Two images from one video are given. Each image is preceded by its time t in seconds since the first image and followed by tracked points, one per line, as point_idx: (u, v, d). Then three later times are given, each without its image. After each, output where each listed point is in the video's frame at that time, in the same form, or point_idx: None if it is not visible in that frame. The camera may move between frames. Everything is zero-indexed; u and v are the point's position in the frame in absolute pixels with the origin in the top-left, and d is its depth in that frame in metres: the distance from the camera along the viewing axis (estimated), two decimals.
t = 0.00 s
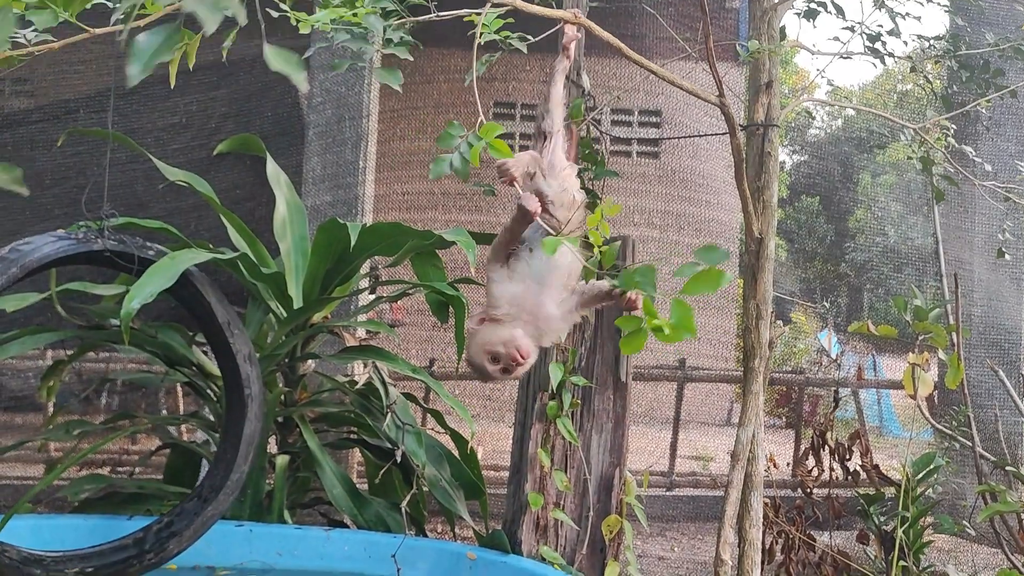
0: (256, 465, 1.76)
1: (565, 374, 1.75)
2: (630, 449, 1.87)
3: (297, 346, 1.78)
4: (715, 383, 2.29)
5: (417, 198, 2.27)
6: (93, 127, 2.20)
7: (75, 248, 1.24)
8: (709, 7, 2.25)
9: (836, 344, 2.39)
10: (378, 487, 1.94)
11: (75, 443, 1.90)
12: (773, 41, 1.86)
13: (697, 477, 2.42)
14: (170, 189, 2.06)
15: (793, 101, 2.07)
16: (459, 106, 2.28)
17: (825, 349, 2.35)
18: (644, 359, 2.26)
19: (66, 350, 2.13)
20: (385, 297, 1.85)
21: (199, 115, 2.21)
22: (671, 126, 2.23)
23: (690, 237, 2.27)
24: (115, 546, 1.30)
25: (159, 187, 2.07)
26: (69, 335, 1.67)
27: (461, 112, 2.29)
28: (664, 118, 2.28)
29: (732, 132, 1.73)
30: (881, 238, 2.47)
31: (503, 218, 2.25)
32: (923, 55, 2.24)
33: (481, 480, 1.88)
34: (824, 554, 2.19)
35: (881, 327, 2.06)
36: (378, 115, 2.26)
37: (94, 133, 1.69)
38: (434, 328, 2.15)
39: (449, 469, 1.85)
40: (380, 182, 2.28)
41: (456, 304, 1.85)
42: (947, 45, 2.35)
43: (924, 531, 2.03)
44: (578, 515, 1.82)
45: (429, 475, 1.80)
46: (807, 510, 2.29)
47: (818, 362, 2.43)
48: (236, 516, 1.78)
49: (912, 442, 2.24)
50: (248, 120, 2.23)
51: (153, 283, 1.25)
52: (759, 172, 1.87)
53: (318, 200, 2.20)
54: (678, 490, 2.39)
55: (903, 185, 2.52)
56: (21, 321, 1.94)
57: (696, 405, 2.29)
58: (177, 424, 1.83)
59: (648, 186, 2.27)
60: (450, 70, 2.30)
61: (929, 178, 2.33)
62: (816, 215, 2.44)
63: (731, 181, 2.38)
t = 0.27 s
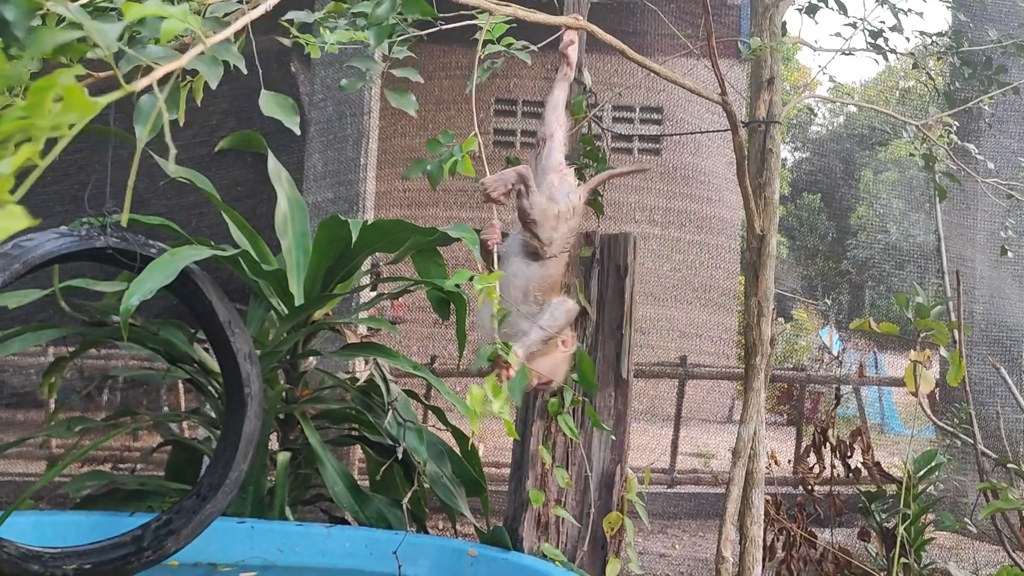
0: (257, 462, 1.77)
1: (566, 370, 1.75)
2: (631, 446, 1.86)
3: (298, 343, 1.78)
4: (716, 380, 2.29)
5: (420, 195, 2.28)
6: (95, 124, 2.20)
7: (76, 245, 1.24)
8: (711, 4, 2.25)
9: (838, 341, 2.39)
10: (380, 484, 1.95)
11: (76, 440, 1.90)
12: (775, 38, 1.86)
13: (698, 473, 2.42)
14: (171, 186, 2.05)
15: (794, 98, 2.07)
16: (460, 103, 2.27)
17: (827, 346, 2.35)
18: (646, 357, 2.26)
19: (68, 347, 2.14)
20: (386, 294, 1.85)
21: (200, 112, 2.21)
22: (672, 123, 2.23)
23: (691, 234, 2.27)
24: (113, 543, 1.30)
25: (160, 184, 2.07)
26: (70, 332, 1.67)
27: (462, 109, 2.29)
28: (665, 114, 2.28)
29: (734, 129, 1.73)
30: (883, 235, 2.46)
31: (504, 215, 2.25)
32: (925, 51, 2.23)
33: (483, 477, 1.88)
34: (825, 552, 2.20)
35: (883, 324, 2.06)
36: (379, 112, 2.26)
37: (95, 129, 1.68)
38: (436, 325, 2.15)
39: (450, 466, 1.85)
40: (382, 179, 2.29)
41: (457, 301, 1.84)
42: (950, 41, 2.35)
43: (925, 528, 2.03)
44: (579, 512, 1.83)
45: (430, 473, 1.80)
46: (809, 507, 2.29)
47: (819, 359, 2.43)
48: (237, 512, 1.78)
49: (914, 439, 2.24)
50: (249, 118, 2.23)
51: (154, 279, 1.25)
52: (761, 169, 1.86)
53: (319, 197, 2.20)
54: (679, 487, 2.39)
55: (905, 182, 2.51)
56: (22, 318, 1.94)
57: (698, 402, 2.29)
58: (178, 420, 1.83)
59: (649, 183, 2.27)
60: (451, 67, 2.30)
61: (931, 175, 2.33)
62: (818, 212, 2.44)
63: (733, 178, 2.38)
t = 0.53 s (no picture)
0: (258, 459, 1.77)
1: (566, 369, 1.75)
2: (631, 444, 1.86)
3: (299, 340, 1.78)
4: (716, 378, 2.30)
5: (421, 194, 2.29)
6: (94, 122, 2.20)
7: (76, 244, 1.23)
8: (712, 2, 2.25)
9: (838, 339, 2.39)
10: (380, 481, 1.95)
11: (77, 438, 1.90)
12: (776, 36, 1.86)
13: (698, 472, 2.43)
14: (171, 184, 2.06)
15: (795, 95, 2.07)
16: (461, 101, 2.27)
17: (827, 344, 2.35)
18: (646, 355, 2.26)
19: (69, 345, 2.14)
20: (387, 292, 1.85)
21: (201, 110, 2.21)
22: (673, 120, 2.23)
23: (691, 233, 2.27)
24: (116, 540, 1.28)
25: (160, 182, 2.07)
26: (71, 330, 1.67)
27: (463, 107, 2.29)
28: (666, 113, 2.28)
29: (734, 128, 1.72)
30: (883, 233, 2.47)
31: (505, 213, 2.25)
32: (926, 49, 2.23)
33: (483, 475, 1.88)
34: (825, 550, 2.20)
35: (883, 323, 2.05)
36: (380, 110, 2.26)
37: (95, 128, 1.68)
38: (436, 323, 2.15)
39: (451, 463, 1.86)
40: (382, 177, 2.29)
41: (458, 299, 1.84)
42: (951, 39, 2.35)
43: (926, 526, 2.04)
44: (579, 510, 1.83)
45: (431, 470, 1.80)
46: (809, 505, 2.29)
47: (820, 357, 2.43)
48: (238, 510, 1.78)
49: (914, 437, 2.24)
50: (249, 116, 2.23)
51: (155, 278, 1.25)
52: (762, 167, 1.86)
53: (320, 196, 2.20)
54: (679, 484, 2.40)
55: (906, 180, 2.51)
56: (23, 315, 1.95)
57: (698, 399, 2.30)
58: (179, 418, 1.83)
59: (650, 181, 2.27)
60: (451, 65, 2.30)
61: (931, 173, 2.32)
62: (819, 210, 2.44)
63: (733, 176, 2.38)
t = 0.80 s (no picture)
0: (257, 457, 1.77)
1: (566, 366, 1.75)
2: (631, 441, 1.86)
3: (299, 339, 1.78)
4: (715, 376, 2.30)
5: (421, 191, 2.29)
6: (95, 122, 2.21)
7: (75, 242, 1.23)
8: None
9: (838, 337, 2.39)
10: (379, 479, 1.95)
11: (77, 436, 1.90)
12: (775, 34, 1.86)
13: (698, 469, 2.43)
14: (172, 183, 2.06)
15: (794, 93, 2.07)
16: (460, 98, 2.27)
17: (826, 343, 2.36)
18: (646, 352, 2.26)
19: (68, 343, 2.14)
20: (386, 290, 1.85)
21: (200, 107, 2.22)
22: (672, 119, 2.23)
23: (691, 231, 2.28)
24: (119, 539, 1.28)
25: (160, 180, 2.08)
26: (71, 328, 1.67)
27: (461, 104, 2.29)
28: (665, 110, 2.29)
29: (733, 125, 1.73)
30: (883, 231, 2.47)
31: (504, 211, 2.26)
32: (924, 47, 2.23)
33: (482, 472, 1.89)
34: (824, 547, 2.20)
35: (883, 321, 2.05)
36: (380, 108, 2.26)
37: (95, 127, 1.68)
38: (435, 321, 2.16)
39: (450, 462, 1.85)
40: (382, 174, 2.29)
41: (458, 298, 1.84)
42: (950, 37, 2.35)
43: (926, 523, 2.04)
44: (578, 507, 1.83)
45: (430, 468, 1.80)
46: (808, 503, 2.30)
47: (819, 355, 2.43)
48: (239, 508, 1.78)
49: (914, 435, 2.24)
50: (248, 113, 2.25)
51: (154, 276, 1.24)
52: (761, 165, 1.86)
53: (320, 194, 2.21)
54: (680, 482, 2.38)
55: (905, 179, 2.51)
56: (23, 313, 1.95)
57: (698, 397, 2.30)
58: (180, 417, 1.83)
59: (649, 179, 2.28)
60: (450, 62, 2.30)
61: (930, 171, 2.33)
62: (818, 209, 2.44)
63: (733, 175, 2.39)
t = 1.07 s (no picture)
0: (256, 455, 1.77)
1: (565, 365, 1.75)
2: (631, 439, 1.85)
3: (298, 337, 1.78)
4: (715, 374, 2.30)
5: (420, 190, 2.29)
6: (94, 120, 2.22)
7: (77, 239, 1.23)
8: None
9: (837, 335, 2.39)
10: (378, 477, 1.94)
11: (77, 433, 1.90)
12: (774, 32, 1.86)
13: (697, 467, 2.42)
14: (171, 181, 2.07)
15: (794, 92, 2.07)
16: (459, 95, 2.27)
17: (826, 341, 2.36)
18: (645, 351, 2.27)
19: (68, 341, 2.14)
20: (386, 288, 1.84)
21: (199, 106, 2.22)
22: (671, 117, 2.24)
23: (690, 229, 2.28)
24: (120, 536, 1.28)
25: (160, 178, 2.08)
26: (71, 326, 1.67)
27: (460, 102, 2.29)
28: (665, 109, 2.29)
29: (733, 123, 1.73)
30: (882, 230, 2.47)
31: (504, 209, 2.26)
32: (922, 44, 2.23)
33: (481, 470, 1.88)
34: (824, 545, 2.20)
35: (882, 319, 2.05)
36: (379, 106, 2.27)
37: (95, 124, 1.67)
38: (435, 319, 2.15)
39: (450, 460, 1.85)
40: (382, 173, 2.29)
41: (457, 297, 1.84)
42: (950, 35, 2.35)
43: (924, 521, 2.04)
44: (578, 506, 1.82)
45: (429, 467, 1.80)
46: (807, 501, 2.30)
47: (819, 353, 2.43)
48: (239, 506, 1.79)
49: (913, 434, 2.25)
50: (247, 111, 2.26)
51: (152, 275, 1.24)
52: (760, 163, 1.86)
53: (319, 192, 2.21)
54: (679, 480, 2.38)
55: (905, 177, 2.52)
56: (24, 311, 1.95)
57: (697, 395, 2.30)
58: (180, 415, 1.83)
59: (649, 177, 2.28)
60: (450, 60, 2.30)
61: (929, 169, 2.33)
62: (817, 207, 2.45)
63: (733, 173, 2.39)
